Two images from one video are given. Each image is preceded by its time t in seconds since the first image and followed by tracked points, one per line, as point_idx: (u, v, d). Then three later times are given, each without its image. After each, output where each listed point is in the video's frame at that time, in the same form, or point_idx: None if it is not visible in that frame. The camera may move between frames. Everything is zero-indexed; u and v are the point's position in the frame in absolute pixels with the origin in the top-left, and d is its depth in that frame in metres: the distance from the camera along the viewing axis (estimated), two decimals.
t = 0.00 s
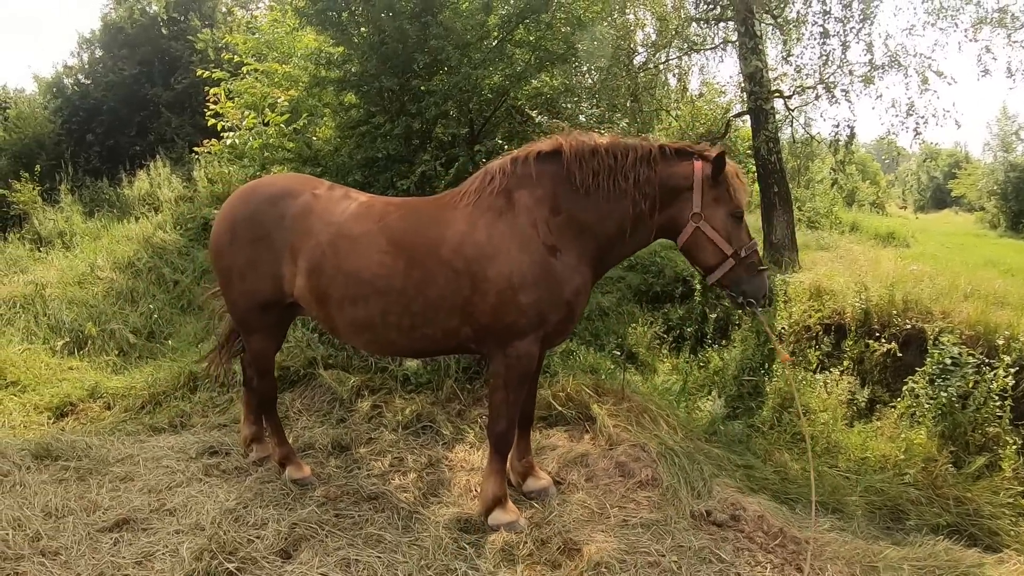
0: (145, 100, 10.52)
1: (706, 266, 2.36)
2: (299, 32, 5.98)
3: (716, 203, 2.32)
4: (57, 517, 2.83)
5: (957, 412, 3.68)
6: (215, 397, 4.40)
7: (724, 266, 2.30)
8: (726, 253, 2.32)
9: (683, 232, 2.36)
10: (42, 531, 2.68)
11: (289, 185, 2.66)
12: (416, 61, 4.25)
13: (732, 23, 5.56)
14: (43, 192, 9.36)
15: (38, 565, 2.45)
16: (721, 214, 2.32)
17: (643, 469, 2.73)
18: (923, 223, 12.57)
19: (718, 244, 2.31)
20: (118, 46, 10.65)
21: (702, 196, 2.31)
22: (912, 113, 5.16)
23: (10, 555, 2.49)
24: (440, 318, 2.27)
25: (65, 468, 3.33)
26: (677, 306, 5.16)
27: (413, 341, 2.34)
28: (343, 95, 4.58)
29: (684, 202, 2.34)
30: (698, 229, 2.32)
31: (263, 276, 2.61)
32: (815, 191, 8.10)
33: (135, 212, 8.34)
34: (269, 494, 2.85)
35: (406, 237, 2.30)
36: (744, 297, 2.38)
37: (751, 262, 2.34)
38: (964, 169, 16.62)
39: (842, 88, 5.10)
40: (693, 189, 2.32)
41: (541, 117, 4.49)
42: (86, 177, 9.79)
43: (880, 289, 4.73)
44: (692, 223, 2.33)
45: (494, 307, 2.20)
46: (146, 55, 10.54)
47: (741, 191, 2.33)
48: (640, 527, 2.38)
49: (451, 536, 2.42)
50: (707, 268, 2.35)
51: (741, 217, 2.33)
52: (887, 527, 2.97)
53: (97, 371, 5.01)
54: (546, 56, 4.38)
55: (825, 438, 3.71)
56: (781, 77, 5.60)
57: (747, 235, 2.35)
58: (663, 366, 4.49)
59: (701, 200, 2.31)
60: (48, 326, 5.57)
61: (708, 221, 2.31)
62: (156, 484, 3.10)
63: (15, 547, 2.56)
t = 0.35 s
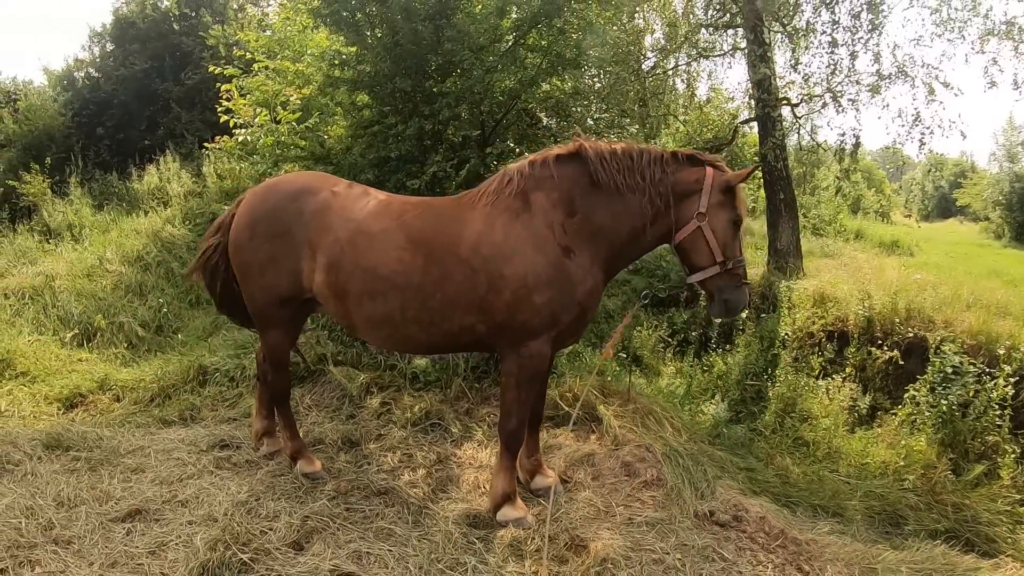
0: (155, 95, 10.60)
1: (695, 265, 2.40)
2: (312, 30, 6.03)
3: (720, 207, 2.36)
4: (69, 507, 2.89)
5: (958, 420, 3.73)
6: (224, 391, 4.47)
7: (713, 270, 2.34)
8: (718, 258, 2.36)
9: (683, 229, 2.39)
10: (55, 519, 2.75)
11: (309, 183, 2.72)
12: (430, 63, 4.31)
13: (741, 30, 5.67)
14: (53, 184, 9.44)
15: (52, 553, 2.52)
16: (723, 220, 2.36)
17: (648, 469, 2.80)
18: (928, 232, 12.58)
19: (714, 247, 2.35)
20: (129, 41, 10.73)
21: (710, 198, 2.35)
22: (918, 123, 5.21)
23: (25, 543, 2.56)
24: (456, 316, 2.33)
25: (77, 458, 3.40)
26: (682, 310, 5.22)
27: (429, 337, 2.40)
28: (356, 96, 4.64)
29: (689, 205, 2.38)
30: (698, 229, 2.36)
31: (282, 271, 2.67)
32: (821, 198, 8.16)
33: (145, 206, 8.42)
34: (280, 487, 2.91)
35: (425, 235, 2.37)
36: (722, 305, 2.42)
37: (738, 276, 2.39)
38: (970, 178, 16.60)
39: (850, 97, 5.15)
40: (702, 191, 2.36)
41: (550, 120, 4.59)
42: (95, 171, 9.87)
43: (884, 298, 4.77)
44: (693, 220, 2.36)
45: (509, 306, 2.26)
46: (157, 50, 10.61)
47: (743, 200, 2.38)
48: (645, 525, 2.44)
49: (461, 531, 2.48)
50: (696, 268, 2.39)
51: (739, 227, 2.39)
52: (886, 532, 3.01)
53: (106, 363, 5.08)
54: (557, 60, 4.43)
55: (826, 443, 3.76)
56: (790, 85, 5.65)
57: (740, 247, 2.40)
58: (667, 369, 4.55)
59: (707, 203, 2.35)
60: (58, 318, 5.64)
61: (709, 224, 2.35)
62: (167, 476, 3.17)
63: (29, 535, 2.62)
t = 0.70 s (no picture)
0: (164, 93, 10.67)
1: (749, 269, 2.42)
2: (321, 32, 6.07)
3: (738, 208, 2.41)
4: (71, 502, 2.92)
5: (960, 431, 3.72)
6: (228, 390, 4.49)
7: (764, 260, 2.37)
8: (761, 248, 2.39)
9: (720, 246, 2.43)
10: (56, 514, 2.77)
11: (315, 186, 2.74)
12: (438, 67, 4.34)
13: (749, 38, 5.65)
14: (60, 180, 9.50)
15: (53, 547, 2.53)
16: (746, 217, 2.40)
17: (649, 476, 2.81)
18: (933, 242, 12.53)
19: (753, 243, 2.38)
20: (139, 39, 10.81)
21: (724, 208, 2.40)
22: (924, 133, 5.21)
23: (26, 537, 2.58)
24: (459, 321, 2.34)
25: (80, 454, 3.42)
26: (685, 317, 5.23)
27: (432, 342, 2.41)
28: (363, 98, 4.67)
29: (703, 219, 2.44)
30: (731, 239, 2.40)
31: (287, 273, 2.69)
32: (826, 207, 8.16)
33: (152, 204, 8.46)
34: (282, 487, 2.93)
35: (430, 240, 2.38)
36: (789, 281, 2.43)
37: (786, 252, 2.42)
38: (976, 189, 16.55)
39: (856, 106, 5.16)
40: (715, 203, 2.41)
41: (557, 125, 4.64)
42: (103, 167, 9.93)
43: (888, 308, 4.77)
44: (724, 235, 2.40)
45: (513, 312, 2.27)
46: (167, 49, 10.69)
47: (753, 190, 2.43)
48: (644, 531, 2.44)
49: (460, 533, 2.49)
50: (749, 269, 2.42)
51: (762, 214, 2.43)
52: (885, 542, 3.01)
53: (111, 360, 5.12)
54: (565, 66, 4.45)
55: (827, 452, 3.76)
56: (796, 93, 5.65)
57: (773, 227, 2.44)
58: (669, 376, 4.56)
59: (724, 211, 2.40)
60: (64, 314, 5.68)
61: (736, 226, 2.39)
62: (170, 473, 3.19)
63: (31, 529, 2.64)
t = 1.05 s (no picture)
0: (157, 90, 10.59)
1: (671, 285, 2.39)
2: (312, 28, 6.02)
3: (709, 234, 2.37)
4: (51, 500, 2.85)
5: (953, 432, 3.71)
6: (214, 388, 4.43)
7: (687, 294, 2.34)
8: (694, 284, 2.36)
9: (669, 246, 2.38)
10: (37, 512, 2.71)
11: (301, 180, 2.69)
12: (427, 63, 4.29)
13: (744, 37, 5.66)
14: (51, 177, 9.42)
15: (31, 546, 2.48)
16: (707, 247, 2.37)
17: (635, 477, 2.76)
18: (928, 243, 12.52)
19: (693, 272, 2.35)
20: (132, 36, 10.73)
21: (701, 223, 2.35)
22: (918, 133, 5.18)
23: (4, 535, 2.52)
24: (442, 318, 2.29)
25: (63, 452, 3.35)
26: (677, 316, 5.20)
27: (413, 339, 2.36)
28: (353, 94, 4.61)
29: (682, 225, 2.38)
30: (683, 251, 2.36)
31: (269, 268, 2.63)
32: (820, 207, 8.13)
33: (142, 201, 8.38)
34: (263, 486, 2.86)
35: (413, 236, 2.33)
36: (683, 331, 2.42)
37: (706, 306, 2.41)
38: (971, 190, 16.55)
39: (850, 105, 5.12)
40: (697, 215, 2.36)
41: (549, 123, 4.59)
42: (94, 164, 9.84)
43: (880, 308, 4.73)
44: (681, 241, 2.36)
45: (496, 310, 2.22)
46: (160, 45, 10.61)
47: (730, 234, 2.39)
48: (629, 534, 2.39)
49: (442, 535, 2.43)
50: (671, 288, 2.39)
51: (720, 260, 2.40)
52: (876, 544, 2.96)
53: (98, 357, 5.04)
54: (555, 63, 4.40)
55: (819, 453, 3.71)
56: (791, 92, 5.60)
57: (715, 282, 2.42)
58: (660, 375, 4.52)
59: (699, 226, 2.35)
60: (51, 311, 5.61)
61: (695, 247, 2.35)
62: (152, 471, 3.12)
63: (9, 527, 2.59)
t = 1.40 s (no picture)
0: (145, 92, 10.49)
1: (723, 257, 2.40)
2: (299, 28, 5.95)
3: (707, 198, 2.37)
4: (35, 508, 2.78)
5: (947, 430, 3.67)
6: (201, 392, 4.36)
7: (736, 251, 2.36)
8: (732, 237, 2.37)
9: (692, 235, 2.37)
10: (19, 520, 2.63)
11: (274, 185, 2.63)
12: (412, 62, 4.24)
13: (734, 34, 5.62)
14: (39, 181, 9.32)
15: (13, 554, 2.41)
16: (716, 204, 2.37)
17: (624, 479, 2.71)
18: (921, 238, 12.52)
19: (725, 233, 2.36)
20: (119, 37, 10.63)
21: (695, 195, 2.35)
22: (910, 128, 5.15)
23: None
24: (420, 323, 2.24)
25: (46, 459, 3.28)
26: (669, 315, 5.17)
27: (392, 345, 2.31)
28: (339, 94, 4.56)
29: (677, 208, 2.37)
30: (704, 229, 2.36)
31: (244, 276, 2.58)
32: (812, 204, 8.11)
33: (131, 204, 8.29)
34: (246, 492, 2.80)
35: (387, 239, 2.27)
36: (757, 269, 2.47)
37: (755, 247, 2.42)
38: (964, 186, 16.58)
39: (840, 100, 5.09)
40: (685, 192, 2.35)
41: (539, 122, 4.54)
42: (83, 167, 9.73)
43: (873, 305, 4.69)
44: (697, 223, 2.35)
45: (475, 313, 2.17)
46: (148, 47, 10.52)
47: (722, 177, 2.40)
48: (616, 538, 2.34)
49: (426, 541, 2.38)
50: (721, 260, 2.39)
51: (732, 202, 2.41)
52: (870, 545, 2.92)
53: (84, 362, 4.97)
54: (542, 60, 4.35)
55: (812, 452, 3.68)
56: (781, 88, 5.57)
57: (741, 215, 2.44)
58: (653, 375, 4.47)
59: (695, 199, 2.34)
60: (38, 316, 5.53)
61: (708, 214, 2.35)
62: (136, 478, 3.05)
63: None
